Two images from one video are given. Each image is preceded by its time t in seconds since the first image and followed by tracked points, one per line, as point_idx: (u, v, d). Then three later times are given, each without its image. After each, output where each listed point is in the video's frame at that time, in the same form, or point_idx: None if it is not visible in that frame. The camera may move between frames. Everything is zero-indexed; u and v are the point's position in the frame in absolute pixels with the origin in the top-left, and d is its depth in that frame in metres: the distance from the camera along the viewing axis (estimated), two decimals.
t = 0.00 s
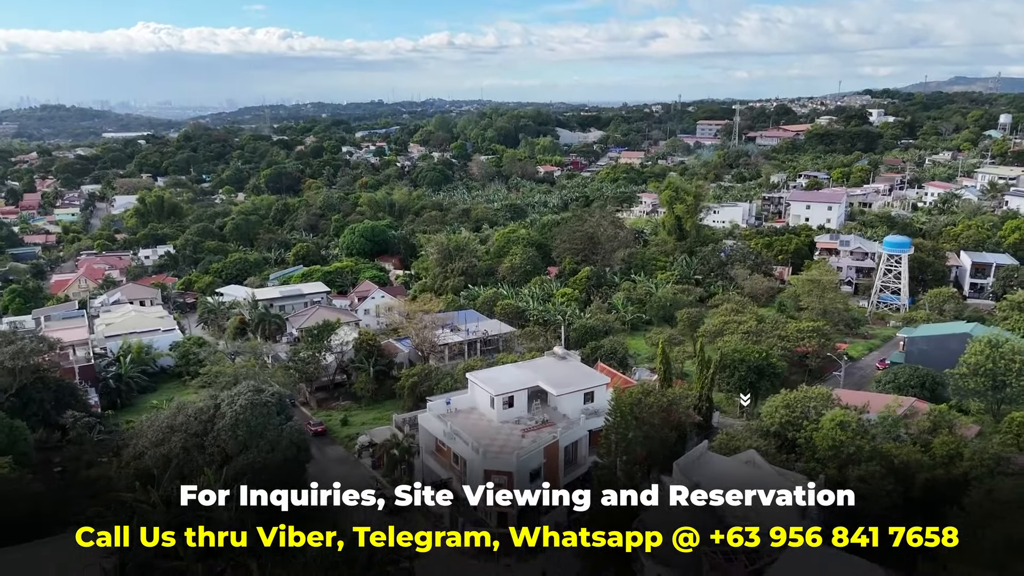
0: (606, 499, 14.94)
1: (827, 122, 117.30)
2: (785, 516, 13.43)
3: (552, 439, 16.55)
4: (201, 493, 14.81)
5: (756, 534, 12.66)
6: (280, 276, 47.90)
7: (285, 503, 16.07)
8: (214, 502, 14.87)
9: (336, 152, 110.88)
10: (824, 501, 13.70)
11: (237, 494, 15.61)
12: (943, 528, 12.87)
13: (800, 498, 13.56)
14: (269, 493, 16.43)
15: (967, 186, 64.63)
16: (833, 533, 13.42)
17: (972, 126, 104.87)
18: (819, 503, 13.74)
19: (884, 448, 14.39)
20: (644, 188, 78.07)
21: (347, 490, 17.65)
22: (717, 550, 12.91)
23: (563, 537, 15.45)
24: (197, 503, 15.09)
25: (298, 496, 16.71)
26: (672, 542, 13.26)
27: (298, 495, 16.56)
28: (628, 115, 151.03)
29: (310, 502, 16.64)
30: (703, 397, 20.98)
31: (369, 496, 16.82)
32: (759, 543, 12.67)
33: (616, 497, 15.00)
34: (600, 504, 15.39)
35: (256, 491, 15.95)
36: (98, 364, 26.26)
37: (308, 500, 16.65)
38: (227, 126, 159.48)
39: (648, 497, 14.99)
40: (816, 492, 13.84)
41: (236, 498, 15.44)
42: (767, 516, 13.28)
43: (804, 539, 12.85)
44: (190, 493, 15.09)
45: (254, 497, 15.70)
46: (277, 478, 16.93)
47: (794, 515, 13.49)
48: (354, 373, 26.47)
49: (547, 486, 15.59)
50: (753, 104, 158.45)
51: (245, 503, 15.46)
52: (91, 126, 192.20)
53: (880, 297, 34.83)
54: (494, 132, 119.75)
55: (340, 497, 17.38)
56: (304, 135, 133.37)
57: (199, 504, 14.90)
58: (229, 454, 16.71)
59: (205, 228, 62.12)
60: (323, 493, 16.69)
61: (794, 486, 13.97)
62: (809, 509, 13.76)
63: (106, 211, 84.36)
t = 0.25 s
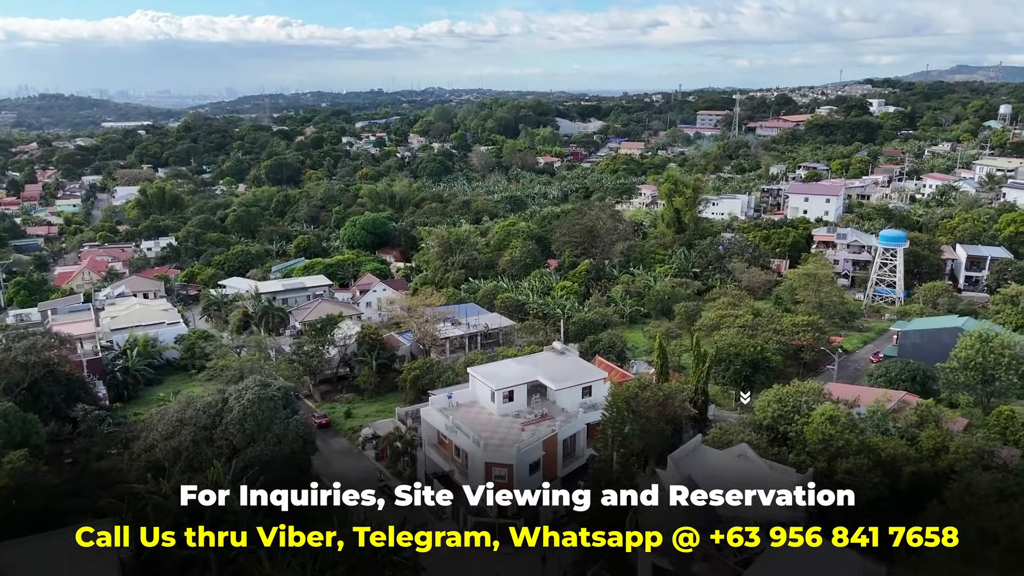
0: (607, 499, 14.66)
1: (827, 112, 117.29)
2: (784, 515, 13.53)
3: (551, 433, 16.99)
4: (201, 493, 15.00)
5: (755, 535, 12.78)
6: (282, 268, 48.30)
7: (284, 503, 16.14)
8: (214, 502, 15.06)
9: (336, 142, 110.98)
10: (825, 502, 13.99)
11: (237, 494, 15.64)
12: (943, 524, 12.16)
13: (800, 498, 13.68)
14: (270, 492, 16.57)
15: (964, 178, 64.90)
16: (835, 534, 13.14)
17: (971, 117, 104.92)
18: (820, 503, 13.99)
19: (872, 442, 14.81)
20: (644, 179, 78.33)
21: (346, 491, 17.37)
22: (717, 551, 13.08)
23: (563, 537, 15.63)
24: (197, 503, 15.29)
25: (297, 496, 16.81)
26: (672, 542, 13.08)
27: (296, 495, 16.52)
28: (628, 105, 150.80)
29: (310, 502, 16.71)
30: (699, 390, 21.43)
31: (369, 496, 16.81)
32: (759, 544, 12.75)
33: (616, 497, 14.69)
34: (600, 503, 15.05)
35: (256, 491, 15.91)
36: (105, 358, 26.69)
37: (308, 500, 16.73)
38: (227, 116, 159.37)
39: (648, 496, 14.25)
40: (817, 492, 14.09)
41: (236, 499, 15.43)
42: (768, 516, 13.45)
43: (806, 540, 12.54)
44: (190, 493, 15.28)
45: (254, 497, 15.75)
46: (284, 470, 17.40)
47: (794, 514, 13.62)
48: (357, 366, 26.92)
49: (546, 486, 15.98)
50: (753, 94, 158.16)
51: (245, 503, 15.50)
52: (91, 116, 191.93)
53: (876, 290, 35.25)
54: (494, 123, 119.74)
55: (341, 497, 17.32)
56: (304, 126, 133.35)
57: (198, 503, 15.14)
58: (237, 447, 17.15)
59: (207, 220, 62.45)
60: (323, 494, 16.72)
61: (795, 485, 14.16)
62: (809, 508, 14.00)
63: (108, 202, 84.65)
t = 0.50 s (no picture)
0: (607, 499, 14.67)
1: (828, 104, 117.18)
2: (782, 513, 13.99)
3: (550, 427, 17.41)
4: (201, 493, 15.21)
5: (756, 534, 13.22)
6: (284, 262, 48.64)
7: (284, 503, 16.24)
8: (214, 502, 15.30)
9: (336, 134, 111.01)
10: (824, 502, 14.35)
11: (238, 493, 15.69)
12: (941, 525, 12.65)
13: (800, 498, 14.08)
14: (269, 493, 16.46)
15: (963, 171, 65.09)
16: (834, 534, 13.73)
17: (972, 109, 104.85)
18: (820, 503, 14.35)
19: (862, 437, 15.22)
20: (644, 172, 78.46)
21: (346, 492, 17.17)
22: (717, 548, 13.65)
23: (564, 538, 15.60)
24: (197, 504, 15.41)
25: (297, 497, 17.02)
26: (672, 542, 13.77)
27: (296, 496, 16.62)
28: (629, 96, 150.50)
29: (310, 502, 16.94)
30: (694, 385, 21.85)
31: (370, 497, 16.79)
32: (759, 544, 13.23)
33: (616, 497, 14.74)
34: (601, 503, 15.16)
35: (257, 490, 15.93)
36: (112, 352, 27.09)
37: (308, 501, 16.94)
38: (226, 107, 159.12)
39: (649, 496, 14.74)
40: (817, 493, 14.42)
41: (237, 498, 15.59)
42: (767, 515, 13.87)
43: (806, 539, 13.30)
44: (189, 493, 15.45)
45: (253, 497, 15.68)
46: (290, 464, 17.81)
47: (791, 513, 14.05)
48: (359, 360, 27.35)
49: (546, 486, 16.28)
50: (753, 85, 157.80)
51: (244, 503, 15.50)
52: (89, 106, 191.44)
53: (872, 285, 35.63)
54: (494, 114, 119.67)
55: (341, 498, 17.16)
56: (304, 117, 133.24)
57: (198, 503, 15.33)
58: (244, 441, 17.56)
59: (208, 213, 62.73)
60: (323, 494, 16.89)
61: (790, 483, 14.50)
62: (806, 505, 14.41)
63: (109, 194, 84.85)
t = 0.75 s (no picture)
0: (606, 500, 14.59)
1: (828, 94, 117.05)
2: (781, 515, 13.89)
3: (549, 421, 17.86)
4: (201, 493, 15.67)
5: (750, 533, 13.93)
6: (285, 254, 49.01)
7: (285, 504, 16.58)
8: (214, 502, 15.76)
9: (336, 125, 111.03)
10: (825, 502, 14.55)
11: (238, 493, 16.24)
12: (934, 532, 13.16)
13: (801, 498, 14.50)
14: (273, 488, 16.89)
15: (962, 163, 65.30)
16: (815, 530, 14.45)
17: (972, 99, 104.80)
18: (819, 503, 14.56)
19: (852, 431, 15.67)
20: (643, 163, 78.65)
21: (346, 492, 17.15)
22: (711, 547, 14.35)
23: (564, 537, 15.96)
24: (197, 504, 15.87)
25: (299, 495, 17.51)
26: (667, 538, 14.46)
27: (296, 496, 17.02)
28: (629, 86, 150.31)
29: (310, 502, 17.35)
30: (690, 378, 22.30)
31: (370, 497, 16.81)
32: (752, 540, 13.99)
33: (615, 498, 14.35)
34: (599, 502, 15.55)
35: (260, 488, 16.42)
36: (119, 345, 27.57)
37: (308, 500, 17.30)
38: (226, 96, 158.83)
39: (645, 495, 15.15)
40: (817, 493, 14.65)
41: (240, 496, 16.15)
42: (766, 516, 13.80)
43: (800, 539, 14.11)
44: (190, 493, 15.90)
45: (254, 497, 16.16)
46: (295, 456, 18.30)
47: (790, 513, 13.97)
48: (362, 353, 27.84)
49: (545, 487, 16.76)
50: (753, 75, 157.36)
51: (245, 504, 16.05)
52: (88, 96, 191.01)
53: (868, 278, 36.03)
54: (494, 104, 119.59)
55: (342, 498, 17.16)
56: (303, 107, 133.14)
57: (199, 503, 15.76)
58: (251, 433, 18.03)
59: (209, 205, 63.05)
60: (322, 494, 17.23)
61: (780, 474, 14.90)
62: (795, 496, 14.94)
63: (110, 185, 85.08)
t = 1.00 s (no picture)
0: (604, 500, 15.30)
1: (828, 85, 116.94)
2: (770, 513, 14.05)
3: (548, 415, 18.28)
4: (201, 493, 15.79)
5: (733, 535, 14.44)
6: (287, 247, 49.38)
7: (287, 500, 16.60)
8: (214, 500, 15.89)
9: (336, 117, 111.03)
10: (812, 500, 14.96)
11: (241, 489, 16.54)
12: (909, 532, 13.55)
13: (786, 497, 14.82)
14: (278, 477, 17.30)
15: (960, 156, 65.54)
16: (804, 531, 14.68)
17: (972, 90, 104.75)
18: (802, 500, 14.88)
19: (843, 424, 16.05)
20: (643, 156, 78.80)
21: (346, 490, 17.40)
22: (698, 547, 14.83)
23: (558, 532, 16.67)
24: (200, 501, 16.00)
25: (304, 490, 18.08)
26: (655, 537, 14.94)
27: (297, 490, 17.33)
28: (630, 77, 150.15)
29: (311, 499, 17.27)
30: (687, 372, 22.69)
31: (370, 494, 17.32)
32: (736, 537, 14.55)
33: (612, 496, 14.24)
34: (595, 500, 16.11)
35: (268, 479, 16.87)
36: (125, 339, 27.98)
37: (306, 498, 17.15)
38: (225, 88, 158.49)
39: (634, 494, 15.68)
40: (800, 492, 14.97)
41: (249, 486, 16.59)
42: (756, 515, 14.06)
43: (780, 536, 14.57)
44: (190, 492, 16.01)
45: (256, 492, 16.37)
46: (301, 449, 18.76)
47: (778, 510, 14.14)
48: (365, 347, 28.28)
49: (535, 489, 17.38)
50: (754, 66, 157.24)
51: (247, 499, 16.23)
52: (87, 87, 190.35)
53: (865, 272, 36.42)
54: (494, 96, 119.54)
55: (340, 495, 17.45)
56: (303, 98, 132.99)
57: (199, 503, 15.87)
58: (257, 426, 18.50)
59: (211, 198, 63.31)
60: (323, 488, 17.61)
61: (772, 467, 15.31)
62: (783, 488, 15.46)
63: (110, 177, 85.25)
